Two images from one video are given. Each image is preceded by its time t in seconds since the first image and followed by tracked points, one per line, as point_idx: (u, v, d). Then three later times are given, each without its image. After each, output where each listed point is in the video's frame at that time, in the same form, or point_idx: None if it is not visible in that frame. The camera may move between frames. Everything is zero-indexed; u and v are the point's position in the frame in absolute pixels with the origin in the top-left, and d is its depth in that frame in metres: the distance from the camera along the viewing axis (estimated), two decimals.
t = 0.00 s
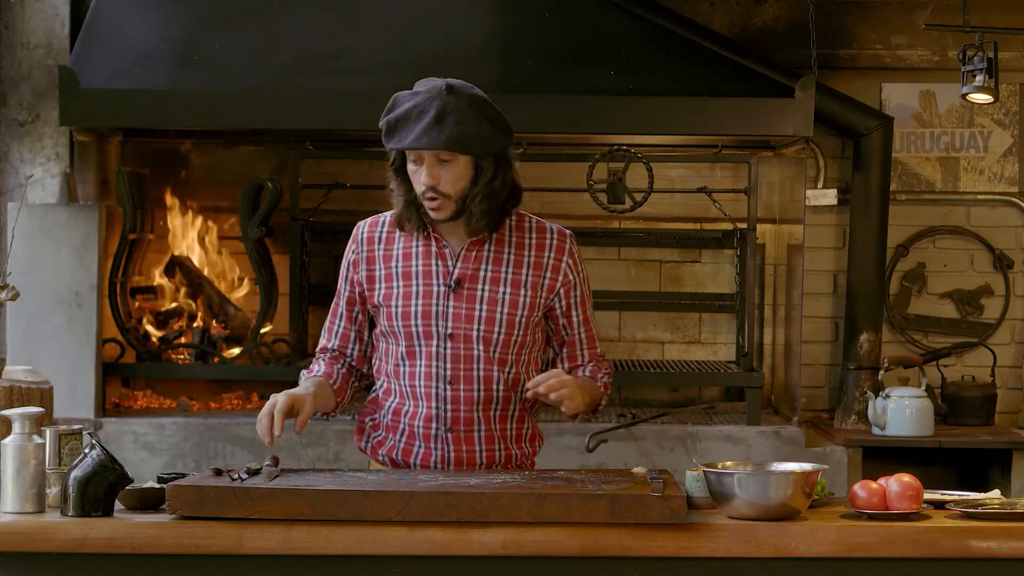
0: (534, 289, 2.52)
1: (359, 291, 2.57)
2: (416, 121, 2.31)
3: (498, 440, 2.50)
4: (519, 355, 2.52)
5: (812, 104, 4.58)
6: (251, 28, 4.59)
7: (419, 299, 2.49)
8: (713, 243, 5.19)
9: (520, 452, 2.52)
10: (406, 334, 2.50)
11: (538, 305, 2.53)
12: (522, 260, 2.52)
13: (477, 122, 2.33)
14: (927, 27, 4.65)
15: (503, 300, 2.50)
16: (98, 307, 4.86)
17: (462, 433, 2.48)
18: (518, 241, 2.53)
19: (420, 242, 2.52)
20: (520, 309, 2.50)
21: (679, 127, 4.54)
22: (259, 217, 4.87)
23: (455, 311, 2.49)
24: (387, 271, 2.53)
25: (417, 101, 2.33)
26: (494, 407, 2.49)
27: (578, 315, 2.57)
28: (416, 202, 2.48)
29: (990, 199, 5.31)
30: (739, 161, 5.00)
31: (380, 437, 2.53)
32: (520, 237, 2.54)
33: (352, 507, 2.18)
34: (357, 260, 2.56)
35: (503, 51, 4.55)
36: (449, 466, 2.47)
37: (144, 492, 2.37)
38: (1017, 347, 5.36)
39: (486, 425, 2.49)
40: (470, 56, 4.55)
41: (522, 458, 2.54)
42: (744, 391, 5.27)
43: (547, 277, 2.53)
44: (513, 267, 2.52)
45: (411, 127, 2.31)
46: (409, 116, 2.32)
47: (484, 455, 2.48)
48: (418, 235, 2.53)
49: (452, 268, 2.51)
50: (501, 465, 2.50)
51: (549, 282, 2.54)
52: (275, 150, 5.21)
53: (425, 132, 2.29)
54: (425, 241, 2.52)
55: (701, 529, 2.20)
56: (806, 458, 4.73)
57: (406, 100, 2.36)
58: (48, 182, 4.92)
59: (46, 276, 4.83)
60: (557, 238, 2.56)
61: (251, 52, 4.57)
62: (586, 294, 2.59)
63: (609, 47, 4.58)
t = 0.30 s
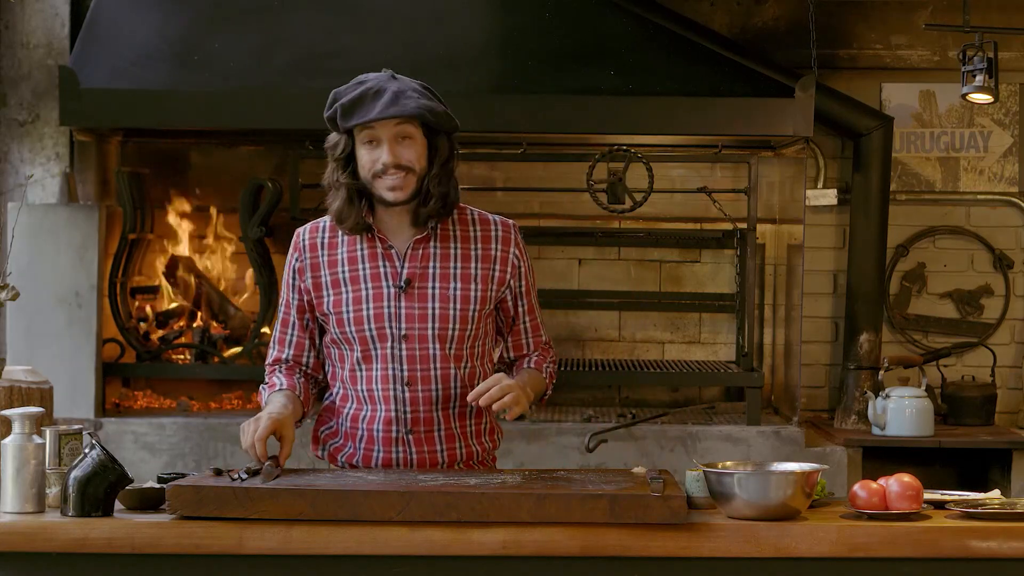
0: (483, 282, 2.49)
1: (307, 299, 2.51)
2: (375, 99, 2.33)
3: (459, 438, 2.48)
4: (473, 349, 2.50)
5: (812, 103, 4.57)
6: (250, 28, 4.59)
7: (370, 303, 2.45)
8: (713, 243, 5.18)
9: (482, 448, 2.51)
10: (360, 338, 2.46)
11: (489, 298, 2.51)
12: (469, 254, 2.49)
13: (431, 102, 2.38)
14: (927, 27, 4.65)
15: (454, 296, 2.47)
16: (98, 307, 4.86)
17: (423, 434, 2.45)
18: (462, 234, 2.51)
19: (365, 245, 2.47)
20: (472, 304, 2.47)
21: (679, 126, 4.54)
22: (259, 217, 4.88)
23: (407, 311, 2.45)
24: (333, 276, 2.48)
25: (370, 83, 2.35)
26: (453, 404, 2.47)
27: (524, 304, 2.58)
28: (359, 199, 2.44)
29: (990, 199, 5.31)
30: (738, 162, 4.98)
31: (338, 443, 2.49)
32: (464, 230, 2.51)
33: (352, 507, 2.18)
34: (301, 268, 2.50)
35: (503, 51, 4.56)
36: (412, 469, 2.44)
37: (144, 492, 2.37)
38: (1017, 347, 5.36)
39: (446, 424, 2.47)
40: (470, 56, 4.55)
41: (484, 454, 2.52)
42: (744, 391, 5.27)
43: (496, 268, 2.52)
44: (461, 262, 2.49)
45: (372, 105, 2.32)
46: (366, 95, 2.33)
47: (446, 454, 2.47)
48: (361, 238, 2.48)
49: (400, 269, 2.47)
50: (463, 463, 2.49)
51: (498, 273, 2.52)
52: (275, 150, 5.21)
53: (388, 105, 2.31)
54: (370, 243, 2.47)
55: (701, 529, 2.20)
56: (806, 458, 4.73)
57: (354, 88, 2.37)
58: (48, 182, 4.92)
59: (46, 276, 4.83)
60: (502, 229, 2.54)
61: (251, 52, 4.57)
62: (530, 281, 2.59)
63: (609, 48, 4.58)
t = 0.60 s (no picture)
0: (459, 281, 2.50)
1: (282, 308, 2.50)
2: (345, 101, 2.32)
3: (445, 439, 2.50)
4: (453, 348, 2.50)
5: (812, 103, 4.57)
6: (251, 28, 4.60)
7: (348, 309, 2.45)
8: (713, 243, 5.18)
9: (467, 447, 2.52)
10: (340, 345, 2.46)
11: (466, 297, 2.51)
12: (444, 254, 2.50)
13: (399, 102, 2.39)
14: (927, 27, 4.65)
15: (432, 297, 2.47)
16: (98, 307, 4.86)
17: (409, 437, 2.46)
18: (435, 234, 2.51)
19: (339, 251, 2.48)
20: (450, 304, 2.48)
21: (680, 126, 4.54)
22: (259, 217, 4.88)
23: (386, 315, 2.45)
24: (309, 284, 2.47)
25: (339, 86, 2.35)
26: (436, 405, 2.48)
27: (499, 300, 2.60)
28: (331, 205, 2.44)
29: (990, 199, 5.31)
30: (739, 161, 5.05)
31: (323, 448, 2.49)
32: (437, 229, 2.52)
33: (351, 506, 2.18)
34: (275, 277, 2.49)
35: (503, 51, 4.56)
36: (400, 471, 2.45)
37: (144, 492, 2.37)
38: (1017, 347, 5.36)
39: (431, 425, 2.48)
40: (470, 56, 4.55)
41: (469, 453, 2.54)
42: (744, 391, 5.27)
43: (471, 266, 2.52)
44: (437, 262, 2.49)
45: (343, 106, 2.32)
46: (336, 98, 2.33)
47: (432, 455, 2.48)
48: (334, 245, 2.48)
49: (376, 273, 2.47)
50: (449, 463, 2.50)
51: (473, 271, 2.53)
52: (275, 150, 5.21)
53: (359, 106, 2.31)
54: (344, 249, 2.48)
55: (701, 529, 2.20)
56: (806, 458, 4.73)
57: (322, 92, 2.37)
58: (48, 182, 4.92)
59: (46, 276, 4.83)
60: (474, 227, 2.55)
61: (250, 52, 4.57)
62: (504, 276, 2.61)
63: (608, 47, 4.58)
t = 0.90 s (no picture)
0: (457, 277, 2.50)
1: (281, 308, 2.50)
2: (346, 128, 2.24)
3: (445, 436, 2.50)
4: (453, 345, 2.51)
5: (812, 103, 4.57)
6: (251, 29, 4.59)
7: (347, 308, 2.44)
8: (713, 243, 5.18)
9: (466, 444, 2.53)
10: (339, 344, 2.45)
11: (463, 293, 2.52)
12: (441, 251, 2.51)
13: (403, 122, 2.29)
14: (927, 27, 4.65)
15: (431, 294, 2.47)
16: (98, 307, 4.86)
17: (409, 435, 2.46)
18: (432, 232, 2.52)
19: (337, 250, 2.47)
20: (448, 300, 2.48)
21: (680, 127, 4.54)
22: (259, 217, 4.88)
23: (386, 313, 2.45)
24: (307, 284, 2.47)
25: (340, 107, 2.26)
26: (436, 403, 2.48)
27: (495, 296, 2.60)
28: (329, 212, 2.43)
29: (990, 199, 5.31)
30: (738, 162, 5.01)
31: (324, 447, 2.49)
32: (434, 227, 2.53)
33: (351, 507, 2.18)
34: (273, 278, 2.49)
35: (502, 51, 4.56)
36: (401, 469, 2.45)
37: (144, 492, 2.37)
38: (1017, 347, 5.36)
39: (431, 423, 2.48)
40: (470, 56, 4.55)
41: (468, 450, 2.55)
42: (744, 391, 5.27)
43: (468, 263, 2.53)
44: (434, 259, 2.50)
45: (343, 135, 2.24)
46: (336, 124, 2.24)
47: (433, 453, 2.48)
48: (332, 243, 2.47)
49: (375, 271, 2.47)
50: (448, 460, 2.51)
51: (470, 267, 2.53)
52: (275, 150, 5.20)
53: (360, 139, 2.23)
54: (341, 249, 2.47)
55: (701, 529, 2.20)
56: (806, 458, 4.73)
57: (323, 108, 2.28)
58: (48, 182, 4.92)
59: (45, 276, 4.83)
60: (469, 223, 2.56)
61: (250, 52, 4.57)
62: (499, 272, 2.62)
63: (608, 47, 4.58)
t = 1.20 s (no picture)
0: (460, 281, 2.51)
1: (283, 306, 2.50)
2: (366, 131, 2.25)
3: (444, 438, 2.50)
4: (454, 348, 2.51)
5: (812, 103, 4.57)
6: (251, 28, 4.59)
7: (350, 308, 2.45)
8: (713, 243, 5.18)
9: (466, 447, 2.53)
10: (341, 344, 2.45)
11: (466, 297, 2.52)
12: (445, 254, 2.51)
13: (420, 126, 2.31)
14: (927, 27, 4.65)
15: (433, 297, 2.48)
16: (98, 307, 4.86)
17: (408, 436, 2.46)
18: (437, 234, 2.52)
19: (341, 250, 2.47)
20: (451, 303, 2.49)
21: (680, 126, 4.54)
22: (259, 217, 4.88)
23: (388, 314, 2.45)
24: (311, 283, 2.47)
25: (360, 109, 2.27)
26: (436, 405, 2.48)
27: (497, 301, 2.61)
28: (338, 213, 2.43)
29: (990, 199, 5.31)
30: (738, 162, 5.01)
31: (323, 447, 2.49)
32: (438, 230, 2.53)
33: (352, 507, 2.18)
34: (277, 275, 2.49)
35: (502, 51, 4.55)
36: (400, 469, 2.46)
37: (144, 492, 2.37)
38: (1017, 347, 5.36)
39: (430, 425, 2.48)
40: (470, 56, 4.55)
41: (468, 452, 2.55)
42: (744, 391, 5.27)
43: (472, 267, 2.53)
44: (438, 262, 2.50)
45: (363, 138, 2.25)
46: (356, 126, 2.25)
47: (432, 454, 2.48)
48: (337, 243, 2.48)
49: (378, 272, 2.47)
50: (447, 462, 2.51)
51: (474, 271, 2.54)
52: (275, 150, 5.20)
53: (382, 142, 2.24)
54: (346, 249, 2.47)
55: (701, 529, 2.20)
56: (806, 458, 4.73)
57: (342, 110, 2.28)
58: (48, 182, 4.92)
59: (45, 276, 4.83)
60: (474, 228, 2.56)
61: (251, 52, 4.57)
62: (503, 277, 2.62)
63: (608, 47, 4.58)
